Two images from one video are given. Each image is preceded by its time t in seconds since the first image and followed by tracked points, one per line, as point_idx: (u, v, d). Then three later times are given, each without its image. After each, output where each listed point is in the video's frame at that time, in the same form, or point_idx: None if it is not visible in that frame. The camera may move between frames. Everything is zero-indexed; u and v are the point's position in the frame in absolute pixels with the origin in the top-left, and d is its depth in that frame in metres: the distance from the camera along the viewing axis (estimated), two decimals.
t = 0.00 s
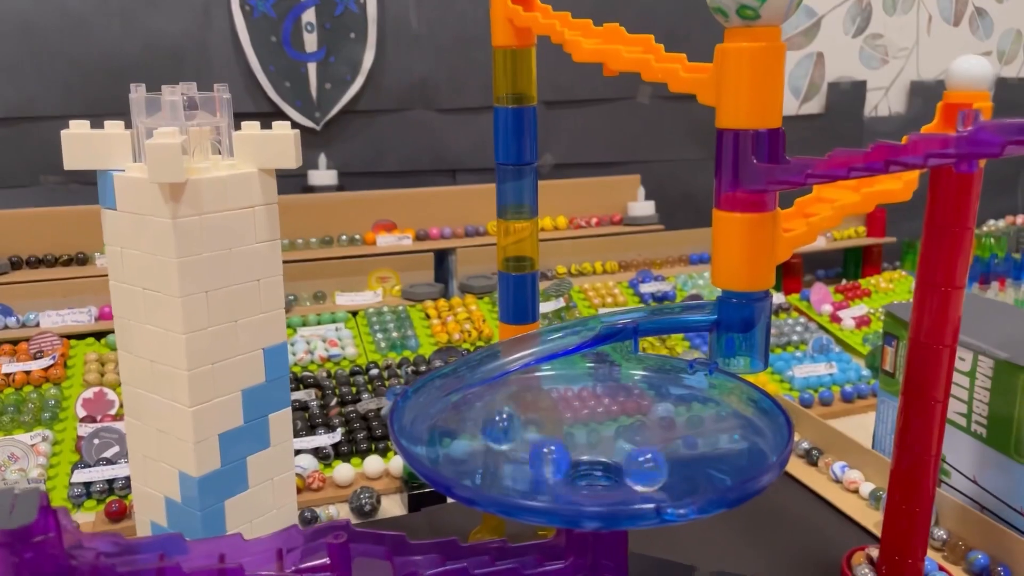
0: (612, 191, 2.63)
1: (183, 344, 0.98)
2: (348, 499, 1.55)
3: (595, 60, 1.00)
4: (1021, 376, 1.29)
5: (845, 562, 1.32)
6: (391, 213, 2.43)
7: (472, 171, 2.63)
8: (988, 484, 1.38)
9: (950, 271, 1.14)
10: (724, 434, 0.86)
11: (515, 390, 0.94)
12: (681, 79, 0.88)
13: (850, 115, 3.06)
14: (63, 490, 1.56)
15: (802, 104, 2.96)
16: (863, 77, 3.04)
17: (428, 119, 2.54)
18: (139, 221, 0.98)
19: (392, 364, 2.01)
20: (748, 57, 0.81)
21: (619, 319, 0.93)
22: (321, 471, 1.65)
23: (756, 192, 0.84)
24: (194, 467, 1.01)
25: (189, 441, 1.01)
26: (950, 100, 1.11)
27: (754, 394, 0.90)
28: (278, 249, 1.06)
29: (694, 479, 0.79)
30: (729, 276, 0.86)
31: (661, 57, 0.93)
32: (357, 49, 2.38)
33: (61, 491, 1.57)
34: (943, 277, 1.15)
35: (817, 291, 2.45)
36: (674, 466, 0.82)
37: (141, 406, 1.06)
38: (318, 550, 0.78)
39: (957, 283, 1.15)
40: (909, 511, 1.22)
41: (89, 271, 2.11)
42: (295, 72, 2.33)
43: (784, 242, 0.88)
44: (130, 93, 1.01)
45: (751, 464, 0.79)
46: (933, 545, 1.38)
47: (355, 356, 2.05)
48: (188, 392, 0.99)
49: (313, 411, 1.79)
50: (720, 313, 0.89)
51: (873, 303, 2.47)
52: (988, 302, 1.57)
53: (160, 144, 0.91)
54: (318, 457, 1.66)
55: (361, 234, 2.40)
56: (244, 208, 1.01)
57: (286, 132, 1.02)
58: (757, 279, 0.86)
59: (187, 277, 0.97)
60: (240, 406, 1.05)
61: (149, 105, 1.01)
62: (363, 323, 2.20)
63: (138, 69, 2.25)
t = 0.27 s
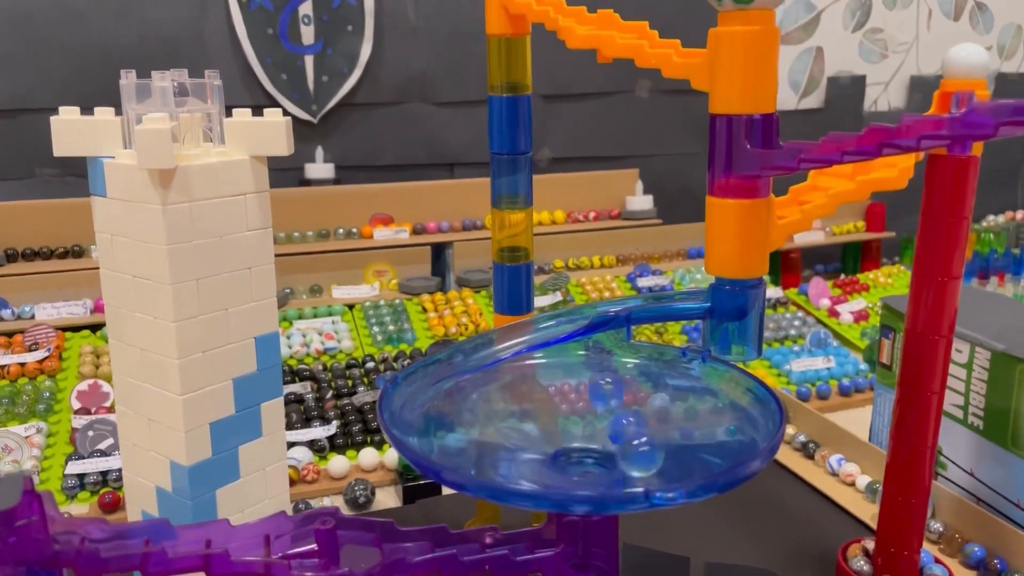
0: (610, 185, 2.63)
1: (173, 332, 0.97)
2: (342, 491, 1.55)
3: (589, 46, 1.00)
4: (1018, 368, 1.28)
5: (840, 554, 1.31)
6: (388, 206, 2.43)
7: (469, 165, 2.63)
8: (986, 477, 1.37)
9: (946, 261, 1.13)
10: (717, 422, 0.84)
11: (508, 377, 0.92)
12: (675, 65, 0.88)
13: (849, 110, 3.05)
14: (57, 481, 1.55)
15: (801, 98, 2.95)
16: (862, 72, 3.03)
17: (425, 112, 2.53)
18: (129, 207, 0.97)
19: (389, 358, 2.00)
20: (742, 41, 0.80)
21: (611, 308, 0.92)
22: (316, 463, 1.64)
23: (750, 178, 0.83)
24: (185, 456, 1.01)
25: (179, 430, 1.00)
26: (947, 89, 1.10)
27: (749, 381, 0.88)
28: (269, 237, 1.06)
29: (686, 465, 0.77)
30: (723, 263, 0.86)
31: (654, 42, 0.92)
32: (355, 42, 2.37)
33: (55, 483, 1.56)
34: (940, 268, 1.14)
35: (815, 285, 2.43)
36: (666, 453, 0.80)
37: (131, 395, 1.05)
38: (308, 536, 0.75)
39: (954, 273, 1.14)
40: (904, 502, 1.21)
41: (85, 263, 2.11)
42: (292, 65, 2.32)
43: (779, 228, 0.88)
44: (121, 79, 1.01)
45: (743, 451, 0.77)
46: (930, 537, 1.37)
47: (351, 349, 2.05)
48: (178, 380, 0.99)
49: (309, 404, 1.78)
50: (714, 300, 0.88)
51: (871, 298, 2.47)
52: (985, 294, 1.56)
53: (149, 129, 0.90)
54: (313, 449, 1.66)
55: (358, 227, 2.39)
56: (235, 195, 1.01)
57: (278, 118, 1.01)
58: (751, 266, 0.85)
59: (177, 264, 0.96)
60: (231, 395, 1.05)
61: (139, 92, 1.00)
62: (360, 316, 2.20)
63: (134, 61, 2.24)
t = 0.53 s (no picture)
0: (612, 178, 2.63)
1: (178, 317, 0.98)
2: (345, 481, 1.55)
3: (592, 32, 1.00)
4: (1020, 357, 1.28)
5: (841, 543, 1.30)
6: (390, 198, 2.43)
7: (472, 158, 2.63)
8: (987, 467, 1.37)
9: (949, 249, 1.14)
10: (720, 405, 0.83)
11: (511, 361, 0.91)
12: (679, 51, 0.88)
13: (852, 104, 3.05)
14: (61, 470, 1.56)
15: (804, 92, 2.95)
16: (865, 66, 3.03)
17: (428, 105, 2.53)
18: (134, 192, 0.98)
19: (391, 350, 2.01)
20: (746, 26, 0.80)
21: (615, 293, 0.91)
22: (319, 453, 1.65)
23: (753, 163, 0.83)
24: (189, 441, 1.01)
25: (184, 415, 1.00)
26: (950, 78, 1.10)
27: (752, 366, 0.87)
28: (274, 224, 1.06)
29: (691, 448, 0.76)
30: (726, 248, 0.86)
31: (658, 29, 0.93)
32: (357, 34, 2.37)
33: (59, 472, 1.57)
34: (943, 256, 1.14)
35: (817, 278, 2.44)
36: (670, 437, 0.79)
37: (136, 380, 1.05)
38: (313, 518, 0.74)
39: (957, 262, 1.14)
40: (906, 490, 1.22)
41: (88, 254, 2.11)
42: (294, 57, 2.32)
43: (781, 214, 0.88)
44: (126, 65, 1.01)
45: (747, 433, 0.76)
46: (931, 527, 1.37)
47: (353, 340, 2.05)
48: (183, 365, 0.99)
49: (312, 395, 1.79)
50: (716, 286, 0.88)
51: (873, 291, 2.47)
52: (987, 284, 1.56)
53: (155, 114, 0.90)
54: (316, 439, 1.66)
55: (360, 220, 2.40)
56: (239, 181, 1.01)
57: (282, 105, 1.02)
58: (754, 251, 0.85)
59: (181, 249, 0.97)
60: (236, 381, 1.05)
61: (144, 78, 1.00)
62: (362, 308, 2.20)
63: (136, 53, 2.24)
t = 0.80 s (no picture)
0: (614, 170, 2.63)
1: (178, 300, 0.98)
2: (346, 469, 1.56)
3: (592, 16, 1.01)
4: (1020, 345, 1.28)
5: (841, 531, 1.31)
6: (391, 190, 2.43)
7: (473, 150, 2.63)
8: (987, 455, 1.37)
9: (950, 235, 1.14)
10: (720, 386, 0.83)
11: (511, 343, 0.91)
12: (679, 33, 0.88)
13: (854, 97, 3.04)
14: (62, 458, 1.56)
15: (806, 85, 2.94)
16: (867, 59, 3.02)
17: (429, 96, 2.53)
18: (134, 176, 0.98)
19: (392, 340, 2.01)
20: (745, 7, 0.80)
21: (614, 276, 0.91)
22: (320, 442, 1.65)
23: (753, 145, 0.83)
24: (190, 425, 1.01)
25: (185, 399, 1.01)
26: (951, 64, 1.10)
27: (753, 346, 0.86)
28: (274, 209, 1.06)
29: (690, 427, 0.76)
30: (725, 231, 0.86)
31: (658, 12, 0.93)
32: (359, 25, 2.37)
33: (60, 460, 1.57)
34: (944, 243, 1.14)
35: (819, 271, 2.44)
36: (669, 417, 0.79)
37: (137, 364, 1.06)
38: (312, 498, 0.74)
39: (957, 249, 1.14)
40: (905, 476, 1.22)
41: (90, 244, 2.11)
42: (296, 48, 2.32)
43: (780, 197, 0.88)
44: (127, 49, 1.01)
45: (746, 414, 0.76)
46: (931, 515, 1.37)
47: (355, 331, 2.06)
48: (183, 349, 0.99)
49: (313, 384, 1.79)
50: (716, 268, 0.89)
51: (875, 283, 2.46)
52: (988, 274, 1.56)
53: (155, 97, 0.90)
54: (317, 428, 1.67)
55: (361, 211, 2.40)
56: (240, 165, 1.01)
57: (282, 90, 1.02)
58: (753, 234, 0.85)
59: (182, 233, 0.97)
60: (236, 365, 1.05)
61: (144, 62, 1.00)
62: (363, 299, 2.20)
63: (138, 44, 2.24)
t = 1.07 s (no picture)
0: (616, 159, 2.62)
1: (180, 274, 0.98)
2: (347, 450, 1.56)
3: None
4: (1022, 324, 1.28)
5: (842, 510, 1.32)
6: (393, 177, 2.43)
7: (476, 138, 2.63)
8: (989, 436, 1.37)
9: (952, 213, 1.13)
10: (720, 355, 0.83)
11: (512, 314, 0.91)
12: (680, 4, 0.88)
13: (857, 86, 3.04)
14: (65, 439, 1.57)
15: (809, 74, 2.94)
16: (870, 48, 3.02)
17: (432, 84, 2.53)
18: (136, 149, 0.98)
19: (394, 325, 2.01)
20: None
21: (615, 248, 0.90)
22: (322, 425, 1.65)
23: (754, 114, 0.84)
24: (191, 399, 1.01)
25: (187, 373, 1.01)
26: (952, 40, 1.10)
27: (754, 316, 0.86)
28: (276, 184, 1.06)
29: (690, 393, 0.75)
30: (727, 201, 0.86)
31: None
32: (361, 12, 2.37)
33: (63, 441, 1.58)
34: (946, 220, 1.14)
35: (822, 258, 2.44)
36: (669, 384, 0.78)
37: (138, 339, 1.06)
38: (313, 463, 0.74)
39: (959, 226, 1.14)
40: (905, 456, 1.22)
41: (93, 230, 2.12)
42: (299, 35, 2.32)
43: (781, 168, 0.88)
44: (129, 23, 1.01)
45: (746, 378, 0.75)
46: (933, 496, 1.37)
47: (357, 316, 2.06)
48: (184, 322, 0.99)
49: (315, 368, 1.79)
50: (717, 241, 0.89)
51: (878, 271, 2.46)
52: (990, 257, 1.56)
53: (157, 68, 0.91)
54: (319, 411, 1.67)
55: (364, 198, 2.40)
56: (241, 139, 1.01)
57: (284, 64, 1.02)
58: (754, 204, 0.85)
59: (183, 206, 0.97)
60: (237, 340, 1.05)
61: (146, 36, 1.00)
62: (365, 286, 2.20)
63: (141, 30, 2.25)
